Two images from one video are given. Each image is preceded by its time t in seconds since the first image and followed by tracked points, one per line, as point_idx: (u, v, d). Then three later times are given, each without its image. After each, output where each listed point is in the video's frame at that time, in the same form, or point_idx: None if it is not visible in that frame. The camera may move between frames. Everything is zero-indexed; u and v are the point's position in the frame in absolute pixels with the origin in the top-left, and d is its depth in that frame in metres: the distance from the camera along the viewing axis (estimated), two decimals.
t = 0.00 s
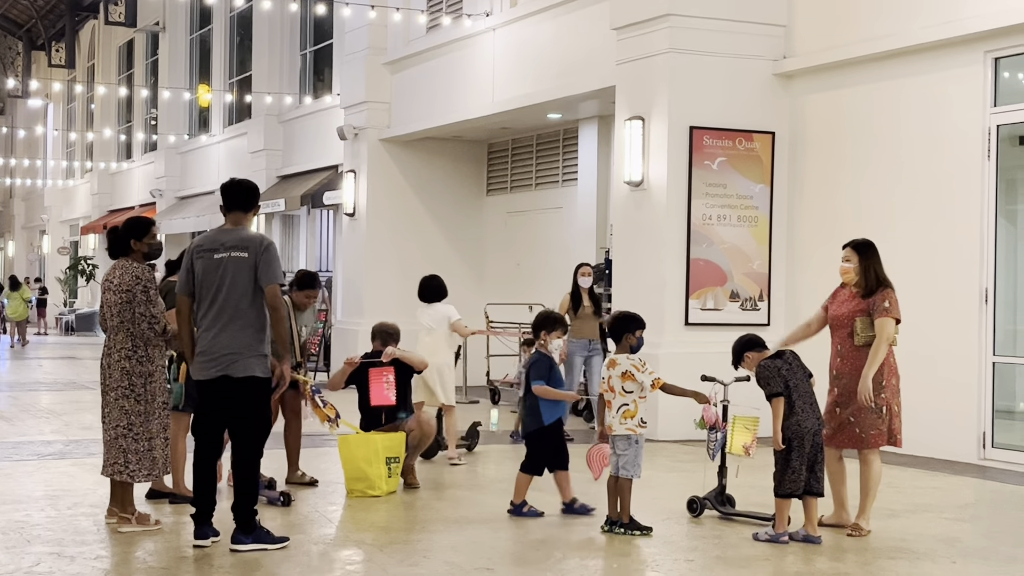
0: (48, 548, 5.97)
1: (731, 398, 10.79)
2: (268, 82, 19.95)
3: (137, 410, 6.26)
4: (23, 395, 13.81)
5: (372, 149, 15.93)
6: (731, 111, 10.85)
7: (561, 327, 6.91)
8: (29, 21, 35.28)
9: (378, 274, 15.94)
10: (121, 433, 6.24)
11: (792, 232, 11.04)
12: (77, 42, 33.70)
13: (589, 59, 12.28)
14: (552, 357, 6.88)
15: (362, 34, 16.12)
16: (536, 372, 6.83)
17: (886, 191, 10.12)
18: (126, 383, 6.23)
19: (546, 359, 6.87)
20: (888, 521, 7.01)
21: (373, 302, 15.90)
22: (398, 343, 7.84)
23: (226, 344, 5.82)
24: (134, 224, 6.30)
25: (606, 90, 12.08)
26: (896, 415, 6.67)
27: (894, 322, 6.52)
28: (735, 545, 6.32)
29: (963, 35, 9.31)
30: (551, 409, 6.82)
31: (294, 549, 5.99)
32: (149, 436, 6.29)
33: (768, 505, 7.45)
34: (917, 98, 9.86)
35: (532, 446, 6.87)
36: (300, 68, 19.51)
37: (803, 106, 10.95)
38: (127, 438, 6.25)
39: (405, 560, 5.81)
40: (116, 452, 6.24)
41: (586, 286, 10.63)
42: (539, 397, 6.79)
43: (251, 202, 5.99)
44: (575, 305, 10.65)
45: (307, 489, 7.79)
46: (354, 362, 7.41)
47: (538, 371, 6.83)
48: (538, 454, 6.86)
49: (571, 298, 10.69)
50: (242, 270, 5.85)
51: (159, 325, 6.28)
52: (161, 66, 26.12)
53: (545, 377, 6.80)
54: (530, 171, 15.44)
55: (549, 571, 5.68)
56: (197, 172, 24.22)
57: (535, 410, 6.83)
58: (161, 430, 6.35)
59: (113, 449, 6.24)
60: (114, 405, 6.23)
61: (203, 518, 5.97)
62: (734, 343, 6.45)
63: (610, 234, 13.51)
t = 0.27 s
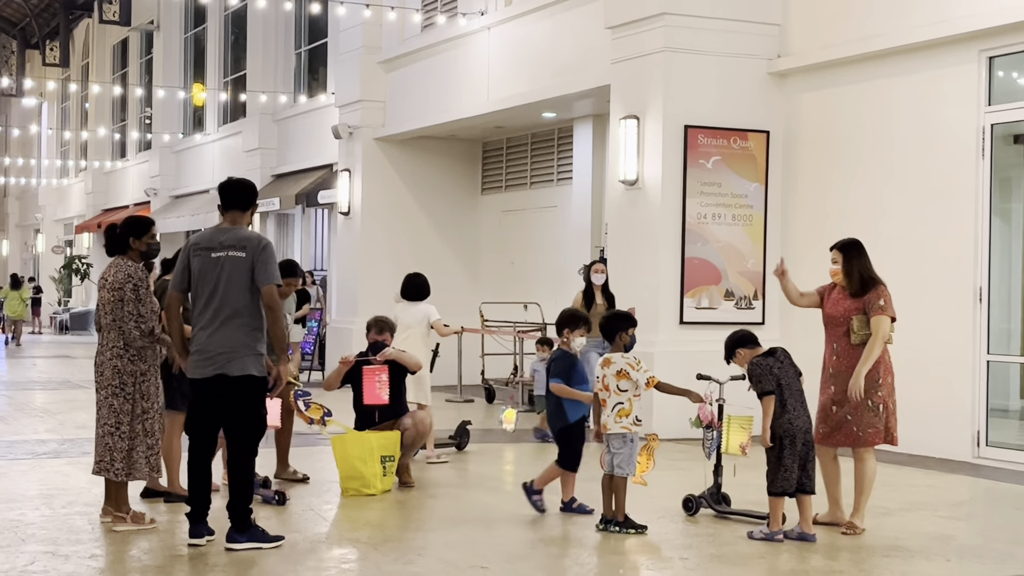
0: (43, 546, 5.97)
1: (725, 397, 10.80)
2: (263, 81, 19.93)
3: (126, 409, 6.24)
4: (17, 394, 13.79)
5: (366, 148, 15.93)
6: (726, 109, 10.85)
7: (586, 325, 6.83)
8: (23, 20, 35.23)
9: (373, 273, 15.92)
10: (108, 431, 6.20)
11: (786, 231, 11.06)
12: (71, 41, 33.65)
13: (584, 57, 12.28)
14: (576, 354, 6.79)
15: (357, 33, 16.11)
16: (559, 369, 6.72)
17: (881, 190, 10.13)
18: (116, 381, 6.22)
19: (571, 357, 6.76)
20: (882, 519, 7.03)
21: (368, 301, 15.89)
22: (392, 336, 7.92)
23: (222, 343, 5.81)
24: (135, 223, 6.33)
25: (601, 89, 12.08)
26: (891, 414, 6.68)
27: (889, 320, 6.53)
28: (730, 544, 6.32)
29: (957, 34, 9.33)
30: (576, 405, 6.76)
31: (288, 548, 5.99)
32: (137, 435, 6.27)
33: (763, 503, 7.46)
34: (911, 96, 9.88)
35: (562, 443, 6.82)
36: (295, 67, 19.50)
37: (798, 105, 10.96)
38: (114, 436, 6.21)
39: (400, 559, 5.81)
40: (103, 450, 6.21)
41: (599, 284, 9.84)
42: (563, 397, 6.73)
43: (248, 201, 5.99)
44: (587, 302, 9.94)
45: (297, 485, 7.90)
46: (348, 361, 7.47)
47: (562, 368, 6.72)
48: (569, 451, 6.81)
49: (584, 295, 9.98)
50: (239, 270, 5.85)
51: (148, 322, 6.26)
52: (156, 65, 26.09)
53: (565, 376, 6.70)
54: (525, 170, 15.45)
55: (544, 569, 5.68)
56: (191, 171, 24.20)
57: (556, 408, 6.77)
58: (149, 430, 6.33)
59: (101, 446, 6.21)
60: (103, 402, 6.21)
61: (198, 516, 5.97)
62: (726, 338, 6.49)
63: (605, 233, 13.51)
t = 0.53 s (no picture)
0: (40, 545, 5.97)
1: (721, 396, 10.81)
2: (258, 80, 19.92)
3: (122, 407, 6.25)
4: (12, 394, 13.78)
5: (362, 147, 15.92)
6: (722, 108, 10.86)
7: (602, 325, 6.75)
8: (17, 19, 35.19)
9: (368, 273, 15.91)
10: (104, 429, 6.24)
11: (782, 230, 11.07)
12: (66, 40, 33.61)
13: (579, 57, 12.29)
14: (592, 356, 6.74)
15: (352, 32, 16.09)
16: (573, 370, 6.68)
17: (876, 189, 10.14)
18: (112, 379, 6.23)
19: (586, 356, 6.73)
20: (878, 518, 7.04)
21: (364, 300, 15.88)
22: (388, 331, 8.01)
23: (219, 342, 5.81)
24: (136, 223, 6.33)
25: (597, 89, 12.08)
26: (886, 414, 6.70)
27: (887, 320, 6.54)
28: (725, 542, 6.33)
29: (952, 34, 9.34)
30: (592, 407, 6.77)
31: (284, 547, 5.99)
32: (134, 433, 6.28)
33: (759, 502, 7.47)
34: (906, 96, 9.89)
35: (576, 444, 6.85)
36: (290, 66, 19.50)
37: (793, 104, 10.97)
38: (110, 435, 6.24)
39: (396, 558, 5.81)
40: (99, 448, 6.24)
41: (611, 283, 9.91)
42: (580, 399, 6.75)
43: (246, 200, 5.98)
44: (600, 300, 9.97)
45: (287, 483, 7.94)
46: (345, 359, 7.48)
47: (577, 369, 6.68)
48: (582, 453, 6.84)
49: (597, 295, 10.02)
50: (237, 269, 5.85)
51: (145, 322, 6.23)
52: (151, 64, 26.07)
53: (580, 378, 6.67)
54: (520, 170, 15.45)
55: (541, 567, 5.69)
56: (187, 170, 24.18)
57: (575, 409, 6.78)
58: (147, 429, 6.33)
59: (97, 444, 6.24)
60: (99, 401, 6.24)
61: (194, 515, 5.98)
62: (719, 335, 6.52)
63: (601, 232, 13.52)
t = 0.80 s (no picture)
0: (36, 546, 5.96)
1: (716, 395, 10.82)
2: (253, 79, 19.91)
3: (122, 407, 6.25)
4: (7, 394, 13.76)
5: (357, 146, 15.91)
6: (717, 108, 10.87)
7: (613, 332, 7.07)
8: (12, 18, 35.14)
9: (364, 272, 15.91)
10: (105, 429, 6.24)
11: (777, 229, 11.08)
12: (61, 40, 33.58)
13: (574, 56, 12.30)
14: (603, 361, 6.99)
15: (347, 32, 16.09)
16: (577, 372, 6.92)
17: (871, 188, 10.16)
18: (111, 380, 6.22)
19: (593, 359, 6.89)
20: (873, 518, 7.04)
21: (359, 300, 15.87)
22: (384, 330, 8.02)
23: (216, 342, 5.81)
24: (137, 224, 6.34)
25: (592, 88, 12.09)
26: (881, 413, 6.71)
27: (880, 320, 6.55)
28: (721, 542, 6.34)
29: (946, 34, 9.36)
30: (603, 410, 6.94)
31: (281, 547, 5.99)
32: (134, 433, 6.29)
33: (755, 502, 7.48)
34: (902, 95, 9.91)
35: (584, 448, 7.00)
36: (285, 66, 19.50)
37: (788, 103, 10.99)
38: (111, 435, 6.25)
39: (392, 558, 5.81)
40: (99, 448, 6.24)
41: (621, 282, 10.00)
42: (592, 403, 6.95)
43: (241, 200, 5.98)
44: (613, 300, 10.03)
45: (282, 482, 7.94)
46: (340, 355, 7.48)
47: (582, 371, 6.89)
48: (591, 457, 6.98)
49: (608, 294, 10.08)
50: (234, 269, 5.85)
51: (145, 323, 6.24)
52: (145, 64, 26.05)
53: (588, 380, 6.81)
54: (515, 169, 15.45)
55: (536, 567, 5.70)
56: (181, 170, 24.17)
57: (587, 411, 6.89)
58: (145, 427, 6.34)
59: (97, 445, 6.24)
60: (99, 401, 6.23)
61: (190, 516, 5.97)
62: (713, 330, 6.50)
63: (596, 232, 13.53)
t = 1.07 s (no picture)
0: (33, 547, 5.95)
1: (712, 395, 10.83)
2: (248, 79, 19.90)
3: (122, 406, 6.24)
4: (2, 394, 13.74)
5: (353, 146, 15.90)
6: (712, 108, 10.88)
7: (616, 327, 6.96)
8: (7, 18, 35.10)
9: (359, 272, 15.90)
10: (105, 429, 6.21)
11: (773, 229, 11.09)
12: (56, 40, 33.53)
13: (570, 57, 12.29)
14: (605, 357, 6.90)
15: (343, 32, 16.08)
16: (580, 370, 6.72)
17: (867, 187, 10.17)
18: (111, 378, 6.22)
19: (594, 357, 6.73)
20: (869, 517, 7.05)
21: (355, 300, 15.87)
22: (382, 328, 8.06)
23: (214, 342, 5.81)
24: (133, 224, 6.34)
25: (588, 88, 12.10)
26: (876, 411, 6.69)
27: (872, 319, 6.54)
28: (717, 541, 6.35)
29: (941, 33, 9.38)
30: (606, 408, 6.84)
31: (277, 547, 5.99)
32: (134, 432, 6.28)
33: (751, 501, 7.49)
34: (897, 94, 9.92)
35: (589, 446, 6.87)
36: (281, 66, 19.49)
37: (784, 103, 11.00)
38: (111, 434, 6.22)
39: (389, 558, 5.82)
40: (99, 448, 6.20)
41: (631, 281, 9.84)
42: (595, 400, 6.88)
43: (238, 200, 5.99)
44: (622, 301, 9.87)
45: (278, 482, 7.94)
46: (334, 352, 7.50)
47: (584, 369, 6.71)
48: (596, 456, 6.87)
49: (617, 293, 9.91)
50: (232, 269, 5.85)
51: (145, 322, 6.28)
52: (141, 64, 26.02)
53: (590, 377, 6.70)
54: (511, 169, 15.46)
55: (533, 567, 5.70)
56: (177, 170, 24.14)
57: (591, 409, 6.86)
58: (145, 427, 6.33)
59: (99, 445, 6.20)
60: (99, 401, 6.21)
61: (187, 516, 5.96)
62: (704, 329, 6.52)
63: (592, 231, 13.54)
